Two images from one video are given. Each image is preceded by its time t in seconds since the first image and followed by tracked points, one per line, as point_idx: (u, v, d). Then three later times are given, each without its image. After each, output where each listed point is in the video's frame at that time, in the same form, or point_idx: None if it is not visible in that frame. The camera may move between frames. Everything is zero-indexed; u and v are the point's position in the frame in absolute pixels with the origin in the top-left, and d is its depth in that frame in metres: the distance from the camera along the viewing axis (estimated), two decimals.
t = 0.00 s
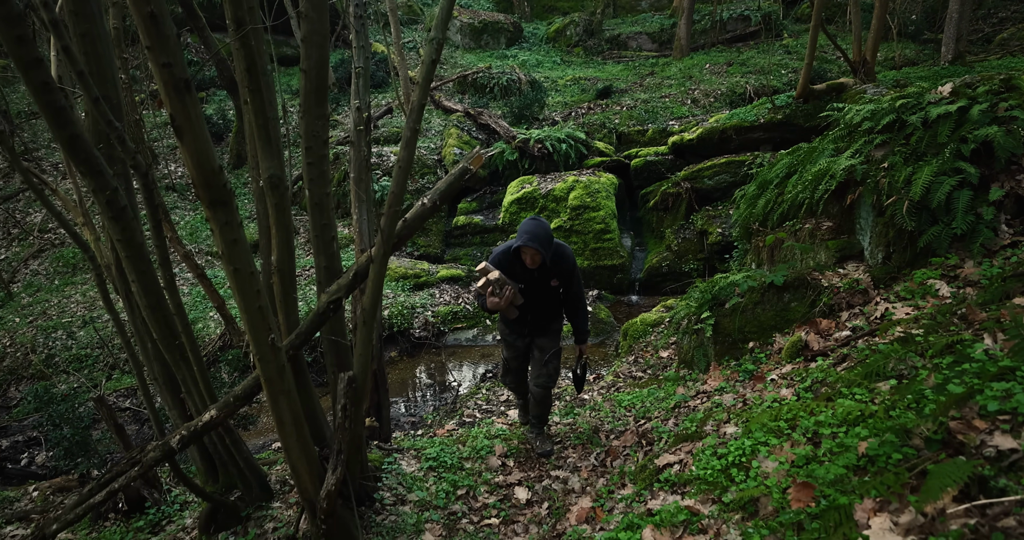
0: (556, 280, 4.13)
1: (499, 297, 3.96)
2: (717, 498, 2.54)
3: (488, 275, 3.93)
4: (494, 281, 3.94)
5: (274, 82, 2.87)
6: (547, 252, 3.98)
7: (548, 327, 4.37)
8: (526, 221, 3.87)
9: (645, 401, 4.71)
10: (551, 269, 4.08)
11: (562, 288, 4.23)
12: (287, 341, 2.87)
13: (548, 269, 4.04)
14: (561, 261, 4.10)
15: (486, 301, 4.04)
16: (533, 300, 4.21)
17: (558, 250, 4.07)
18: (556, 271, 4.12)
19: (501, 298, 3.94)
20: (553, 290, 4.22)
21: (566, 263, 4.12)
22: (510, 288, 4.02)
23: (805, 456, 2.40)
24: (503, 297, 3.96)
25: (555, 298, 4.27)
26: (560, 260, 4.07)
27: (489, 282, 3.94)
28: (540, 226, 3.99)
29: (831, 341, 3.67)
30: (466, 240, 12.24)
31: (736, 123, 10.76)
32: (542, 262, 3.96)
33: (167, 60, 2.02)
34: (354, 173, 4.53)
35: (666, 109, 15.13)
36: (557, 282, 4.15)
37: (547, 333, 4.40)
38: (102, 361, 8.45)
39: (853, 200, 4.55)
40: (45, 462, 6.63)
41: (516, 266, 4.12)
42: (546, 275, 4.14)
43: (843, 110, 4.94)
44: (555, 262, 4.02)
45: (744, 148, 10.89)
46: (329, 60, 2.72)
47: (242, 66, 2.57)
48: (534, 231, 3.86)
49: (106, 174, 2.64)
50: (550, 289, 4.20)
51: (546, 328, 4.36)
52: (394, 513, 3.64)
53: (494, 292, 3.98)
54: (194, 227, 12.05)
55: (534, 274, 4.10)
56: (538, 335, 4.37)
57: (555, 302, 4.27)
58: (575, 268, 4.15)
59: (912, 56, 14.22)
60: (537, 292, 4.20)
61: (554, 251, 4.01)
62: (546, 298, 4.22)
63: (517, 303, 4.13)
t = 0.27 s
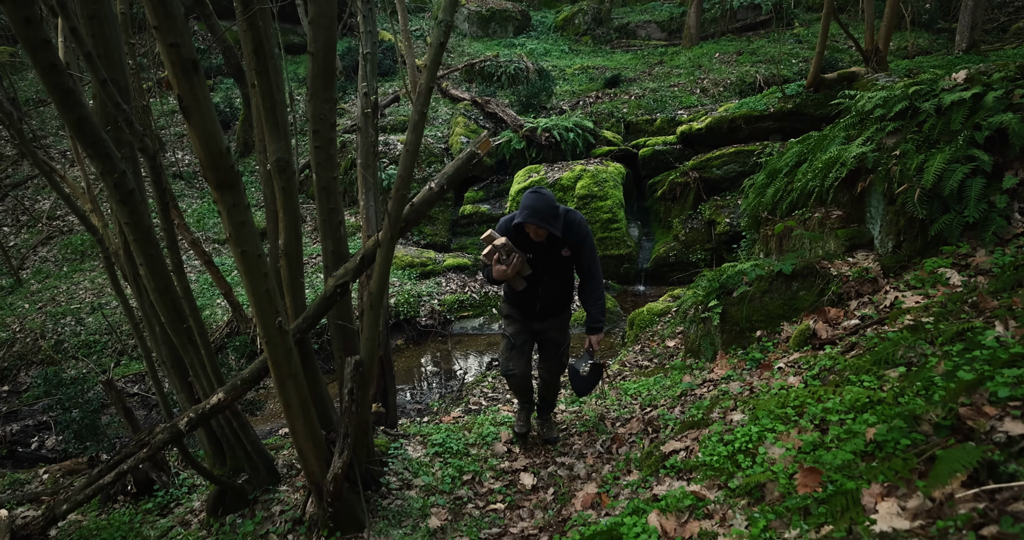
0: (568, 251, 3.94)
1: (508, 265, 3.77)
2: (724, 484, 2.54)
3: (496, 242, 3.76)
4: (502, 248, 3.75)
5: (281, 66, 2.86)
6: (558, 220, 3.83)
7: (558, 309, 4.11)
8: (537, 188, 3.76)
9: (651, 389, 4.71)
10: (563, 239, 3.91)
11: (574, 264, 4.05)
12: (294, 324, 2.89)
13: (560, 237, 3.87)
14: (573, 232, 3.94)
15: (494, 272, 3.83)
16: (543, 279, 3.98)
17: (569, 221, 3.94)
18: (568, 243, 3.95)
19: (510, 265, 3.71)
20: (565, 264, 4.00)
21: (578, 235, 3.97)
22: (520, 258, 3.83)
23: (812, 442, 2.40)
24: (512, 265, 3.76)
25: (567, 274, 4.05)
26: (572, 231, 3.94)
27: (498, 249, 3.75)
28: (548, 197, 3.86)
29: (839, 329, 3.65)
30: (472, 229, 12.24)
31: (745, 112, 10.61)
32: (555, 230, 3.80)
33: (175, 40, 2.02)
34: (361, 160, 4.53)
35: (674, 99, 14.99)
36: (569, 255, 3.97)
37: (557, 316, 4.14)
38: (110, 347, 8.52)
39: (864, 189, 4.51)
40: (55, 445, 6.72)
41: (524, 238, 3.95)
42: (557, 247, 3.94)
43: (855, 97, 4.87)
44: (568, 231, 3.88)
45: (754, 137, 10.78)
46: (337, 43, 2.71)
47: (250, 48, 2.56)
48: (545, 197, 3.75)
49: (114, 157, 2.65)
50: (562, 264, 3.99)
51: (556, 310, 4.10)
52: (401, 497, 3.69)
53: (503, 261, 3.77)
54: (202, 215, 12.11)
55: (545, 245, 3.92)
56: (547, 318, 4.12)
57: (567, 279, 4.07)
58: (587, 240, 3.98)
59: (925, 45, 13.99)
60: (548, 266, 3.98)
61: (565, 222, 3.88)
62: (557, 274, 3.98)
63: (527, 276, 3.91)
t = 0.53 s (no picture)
0: (575, 248, 3.54)
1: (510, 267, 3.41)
2: (729, 468, 2.55)
3: (494, 242, 3.41)
4: (501, 249, 3.40)
5: (287, 47, 2.85)
6: (563, 215, 3.42)
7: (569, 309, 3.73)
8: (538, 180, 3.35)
9: (656, 377, 4.70)
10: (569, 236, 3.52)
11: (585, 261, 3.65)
12: (300, 307, 2.90)
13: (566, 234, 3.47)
14: (581, 227, 3.53)
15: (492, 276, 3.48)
16: (547, 279, 3.60)
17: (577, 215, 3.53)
18: (576, 239, 3.54)
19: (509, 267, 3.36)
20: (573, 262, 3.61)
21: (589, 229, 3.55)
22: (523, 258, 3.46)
23: (818, 427, 2.39)
24: (513, 268, 3.40)
25: (576, 271, 3.67)
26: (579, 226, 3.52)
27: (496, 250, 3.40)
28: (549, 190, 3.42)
29: (847, 318, 3.63)
30: (478, 218, 12.22)
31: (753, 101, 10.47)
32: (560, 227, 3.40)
33: (181, 18, 2.02)
34: (367, 145, 4.52)
35: (682, 88, 14.84)
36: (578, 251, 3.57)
37: (567, 317, 3.76)
38: (117, 333, 8.60)
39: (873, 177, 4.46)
40: (63, 430, 6.81)
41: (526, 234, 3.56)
42: (564, 244, 3.54)
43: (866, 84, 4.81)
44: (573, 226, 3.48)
45: (762, 127, 10.65)
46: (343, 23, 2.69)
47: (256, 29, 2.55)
48: (545, 191, 3.34)
49: (120, 138, 2.66)
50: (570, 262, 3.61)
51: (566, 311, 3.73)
52: (406, 481, 3.72)
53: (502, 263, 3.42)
54: (208, 203, 12.14)
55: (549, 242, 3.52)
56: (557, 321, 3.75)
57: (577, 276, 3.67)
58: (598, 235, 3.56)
59: (938, 34, 13.77)
60: (555, 264, 3.59)
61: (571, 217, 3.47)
62: (564, 274, 3.59)
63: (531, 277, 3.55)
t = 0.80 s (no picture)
0: (569, 243, 3.24)
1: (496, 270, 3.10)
2: (735, 453, 2.54)
3: (477, 242, 3.10)
4: (484, 251, 3.08)
5: (292, 29, 2.82)
6: (553, 209, 3.09)
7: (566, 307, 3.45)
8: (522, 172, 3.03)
9: (661, 365, 4.68)
10: (561, 231, 3.21)
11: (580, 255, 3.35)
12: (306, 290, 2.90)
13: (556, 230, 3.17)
14: (573, 219, 3.23)
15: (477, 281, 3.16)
16: (540, 276, 3.30)
17: (569, 206, 3.23)
18: (569, 233, 3.23)
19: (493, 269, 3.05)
20: (567, 258, 3.31)
21: (582, 221, 3.25)
22: (511, 257, 3.16)
23: (825, 412, 2.38)
24: (498, 271, 3.08)
25: (572, 267, 3.36)
26: (570, 219, 3.22)
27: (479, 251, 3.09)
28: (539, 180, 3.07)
29: (855, 305, 3.60)
30: (483, 207, 12.19)
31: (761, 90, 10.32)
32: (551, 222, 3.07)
33: None
34: (373, 130, 4.51)
35: (690, 77, 14.70)
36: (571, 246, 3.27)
37: (564, 315, 3.47)
38: (123, 320, 8.65)
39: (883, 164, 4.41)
40: (71, 415, 6.87)
41: (514, 230, 3.26)
42: (556, 240, 3.23)
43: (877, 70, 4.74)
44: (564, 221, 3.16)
45: (770, 117, 10.53)
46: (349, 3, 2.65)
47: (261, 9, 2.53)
48: (530, 183, 3.01)
49: (125, 120, 2.65)
50: (564, 259, 3.29)
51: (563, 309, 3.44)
52: (411, 466, 3.74)
53: (487, 266, 3.11)
54: (214, 191, 12.16)
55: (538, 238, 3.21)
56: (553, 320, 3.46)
57: (573, 272, 3.37)
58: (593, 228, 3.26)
59: (950, 23, 13.56)
60: (547, 262, 3.29)
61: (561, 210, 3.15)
62: (558, 270, 3.29)
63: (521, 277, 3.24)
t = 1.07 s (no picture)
0: (567, 218, 2.97)
1: (482, 239, 2.87)
2: (745, 439, 2.54)
3: (464, 210, 2.89)
4: (472, 217, 2.86)
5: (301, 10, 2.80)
6: (549, 179, 2.83)
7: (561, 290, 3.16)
8: (518, 131, 2.82)
9: (670, 352, 4.67)
10: (556, 202, 2.95)
11: (578, 233, 3.10)
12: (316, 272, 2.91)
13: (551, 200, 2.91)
14: (571, 192, 2.99)
15: (462, 252, 2.96)
16: (533, 250, 3.05)
17: (567, 177, 3.00)
18: (566, 206, 2.98)
19: (476, 243, 2.83)
20: (563, 235, 3.03)
21: (580, 195, 3.02)
22: (500, 228, 2.92)
23: (837, 398, 2.36)
24: (484, 241, 2.85)
25: (569, 246, 3.10)
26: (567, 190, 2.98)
27: (466, 218, 2.87)
28: (535, 145, 2.81)
29: (867, 293, 3.57)
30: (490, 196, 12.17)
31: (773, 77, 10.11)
32: (545, 190, 2.83)
33: None
34: (381, 115, 4.49)
35: (699, 65, 14.53)
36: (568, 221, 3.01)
37: (561, 298, 3.16)
38: (134, 306, 8.73)
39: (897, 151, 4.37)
40: (84, 398, 6.95)
41: (509, 202, 3.00)
42: (551, 213, 2.97)
43: (892, 55, 4.65)
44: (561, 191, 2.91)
45: (780, 105, 10.35)
46: None
47: None
48: (526, 143, 2.78)
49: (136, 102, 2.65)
50: (560, 235, 3.03)
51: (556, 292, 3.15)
52: (419, 450, 3.76)
53: (473, 234, 2.88)
54: (222, 179, 12.20)
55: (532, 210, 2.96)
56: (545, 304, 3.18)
57: (569, 251, 3.11)
58: (594, 200, 3.05)
59: (967, 10, 13.28)
60: (540, 237, 3.03)
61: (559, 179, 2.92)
62: (554, 246, 3.05)
63: (510, 253, 2.98)
